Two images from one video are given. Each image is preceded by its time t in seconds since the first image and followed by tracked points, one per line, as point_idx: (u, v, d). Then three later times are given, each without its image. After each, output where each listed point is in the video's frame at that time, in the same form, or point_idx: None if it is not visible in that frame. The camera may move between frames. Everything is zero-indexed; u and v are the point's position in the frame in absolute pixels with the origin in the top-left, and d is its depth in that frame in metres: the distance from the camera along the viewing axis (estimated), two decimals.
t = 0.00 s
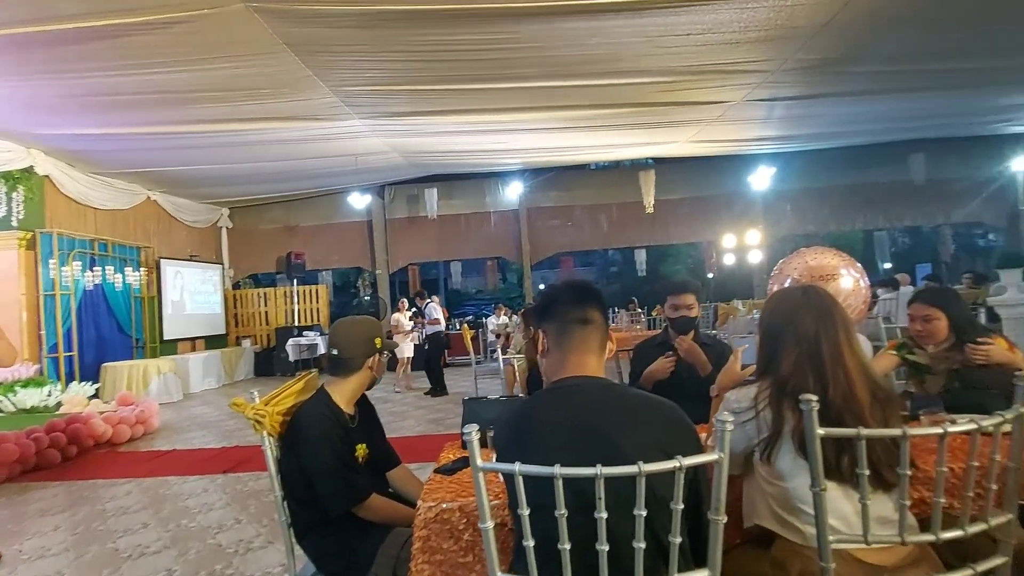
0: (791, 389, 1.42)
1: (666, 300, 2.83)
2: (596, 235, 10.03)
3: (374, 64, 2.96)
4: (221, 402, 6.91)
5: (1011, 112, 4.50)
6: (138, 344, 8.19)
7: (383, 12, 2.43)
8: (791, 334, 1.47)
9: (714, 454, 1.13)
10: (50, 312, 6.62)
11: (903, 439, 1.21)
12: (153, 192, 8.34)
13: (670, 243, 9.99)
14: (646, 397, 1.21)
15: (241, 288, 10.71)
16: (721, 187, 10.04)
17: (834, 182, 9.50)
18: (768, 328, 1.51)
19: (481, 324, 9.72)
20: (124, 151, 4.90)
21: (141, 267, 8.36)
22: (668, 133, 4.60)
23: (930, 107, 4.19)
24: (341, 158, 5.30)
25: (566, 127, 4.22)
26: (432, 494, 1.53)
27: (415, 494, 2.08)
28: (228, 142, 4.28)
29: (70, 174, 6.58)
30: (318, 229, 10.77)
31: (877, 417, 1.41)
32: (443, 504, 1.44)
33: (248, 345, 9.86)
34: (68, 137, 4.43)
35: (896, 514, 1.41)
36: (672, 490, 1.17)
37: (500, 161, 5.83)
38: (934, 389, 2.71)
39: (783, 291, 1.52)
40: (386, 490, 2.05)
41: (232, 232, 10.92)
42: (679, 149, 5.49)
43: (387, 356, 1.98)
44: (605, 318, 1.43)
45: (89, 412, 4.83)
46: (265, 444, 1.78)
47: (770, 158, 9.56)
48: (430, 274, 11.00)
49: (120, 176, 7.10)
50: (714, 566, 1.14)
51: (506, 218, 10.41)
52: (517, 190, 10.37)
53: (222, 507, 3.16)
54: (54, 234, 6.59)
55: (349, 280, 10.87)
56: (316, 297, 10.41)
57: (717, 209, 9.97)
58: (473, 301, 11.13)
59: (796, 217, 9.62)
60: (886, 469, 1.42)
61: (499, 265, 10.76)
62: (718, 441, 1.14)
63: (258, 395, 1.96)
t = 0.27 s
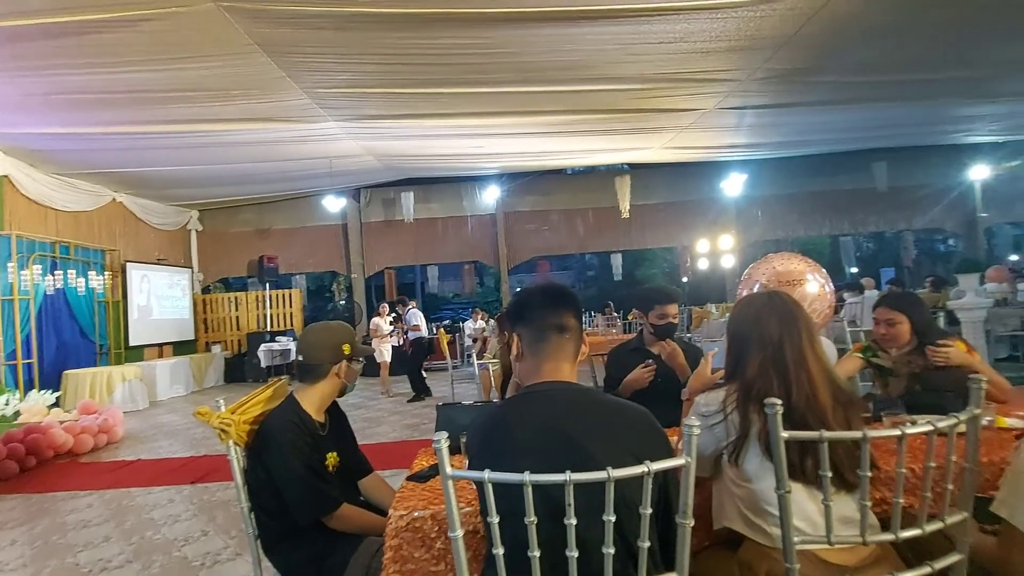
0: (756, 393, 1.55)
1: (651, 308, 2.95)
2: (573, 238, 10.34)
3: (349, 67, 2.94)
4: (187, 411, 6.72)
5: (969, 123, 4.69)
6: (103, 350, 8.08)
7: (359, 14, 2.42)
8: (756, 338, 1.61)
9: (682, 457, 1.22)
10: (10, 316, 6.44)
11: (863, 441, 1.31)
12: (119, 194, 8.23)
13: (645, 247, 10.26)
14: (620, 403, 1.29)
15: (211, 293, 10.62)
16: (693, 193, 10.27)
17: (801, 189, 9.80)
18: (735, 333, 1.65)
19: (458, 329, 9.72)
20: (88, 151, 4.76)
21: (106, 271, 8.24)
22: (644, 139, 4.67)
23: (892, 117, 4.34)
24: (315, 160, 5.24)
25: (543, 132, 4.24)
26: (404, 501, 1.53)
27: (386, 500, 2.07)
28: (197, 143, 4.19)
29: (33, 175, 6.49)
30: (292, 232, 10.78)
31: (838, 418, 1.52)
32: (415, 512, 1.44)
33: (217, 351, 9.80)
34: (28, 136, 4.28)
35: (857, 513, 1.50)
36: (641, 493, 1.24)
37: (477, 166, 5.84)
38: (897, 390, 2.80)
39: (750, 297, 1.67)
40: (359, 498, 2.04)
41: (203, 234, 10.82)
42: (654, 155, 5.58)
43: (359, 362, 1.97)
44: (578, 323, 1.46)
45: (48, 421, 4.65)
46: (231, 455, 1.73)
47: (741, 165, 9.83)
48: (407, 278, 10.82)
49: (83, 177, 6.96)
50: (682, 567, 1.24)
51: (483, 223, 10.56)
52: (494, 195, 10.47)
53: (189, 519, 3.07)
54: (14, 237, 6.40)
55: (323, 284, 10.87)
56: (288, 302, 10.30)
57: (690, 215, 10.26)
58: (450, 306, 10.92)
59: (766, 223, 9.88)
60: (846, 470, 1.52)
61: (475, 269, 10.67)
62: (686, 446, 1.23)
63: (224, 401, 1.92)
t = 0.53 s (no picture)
0: (726, 396, 1.62)
1: (637, 317, 3.09)
2: (551, 243, 10.34)
3: (326, 69, 2.91)
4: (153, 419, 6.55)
5: (933, 134, 4.86)
6: (67, 357, 7.95)
7: (337, 17, 2.40)
8: (727, 342, 1.68)
9: (653, 463, 1.24)
10: None
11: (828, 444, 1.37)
12: (86, 197, 8.07)
13: (622, 252, 10.34)
14: (591, 409, 1.32)
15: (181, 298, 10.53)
16: (670, 198, 10.42)
17: (774, 196, 10.03)
18: (707, 337, 1.72)
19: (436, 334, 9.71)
20: (53, 152, 4.62)
21: (72, 275, 8.14)
22: (622, 145, 4.73)
23: (860, 127, 4.47)
24: (291, 164, 5.17)
25: (521, 137, 4.26)
26: (377, 510, 1.55)
27: (359, 510, 2.06)
28: (167, 144, 4.10)
29: None
30: (267, 236, 10.75)
31: (805, 420, 1.58)
32: (388, 521, 1.46)
33: (189, 357, 9.77)
34: None
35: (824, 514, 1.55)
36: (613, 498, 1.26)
37: (456, 170, 5.83)
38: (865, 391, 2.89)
39: (722, 302, 1.74)
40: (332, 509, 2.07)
41: (174, 237, 10.71)
42: (632, 161, 5.65)
43: (330, 370, 1.97)
44: (550, 328, 1.48)
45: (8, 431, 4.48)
46: (198, 464, 1.70)
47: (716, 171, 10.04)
48: (384, 283, 11.08)
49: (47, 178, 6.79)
50: (652, 570, 1.26)
51: (461, 227, 10.55)
52: (473, 199, 10.50)
53: (157, 531, 2.98)
54: None
55: (298, 290, 11.01)
56: (262, 307, 10.34)
57: (667, 219, 10.37)
58: (429, 310, 11.19)
59: (740, 228, 10.04)
60: (814, 473, 1.57)
61: (454, 273, 10.84)
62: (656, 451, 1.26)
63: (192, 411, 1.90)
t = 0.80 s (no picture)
0: (699, 400, 1.65)
1: (617, 322, 3.21)
2: (533, 248, 10.33)
3: (304, 72, 2.88)
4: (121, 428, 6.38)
5: (902, 142, 5.00)
6: (32, 364, 7.84)
7: (314, 19, 2.37)
8: (700, 346, 1.72)
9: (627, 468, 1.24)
10: None
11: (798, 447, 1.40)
12: (54, 199, 7.90)
13: (603, 258, 10.38)
14: (566, 412, 1.35)
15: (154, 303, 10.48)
16: (650, 204, 10.48)
17: (750, 202, 10.21)
18: (681, 342, 1.76)
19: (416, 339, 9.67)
20: (19, 152, 4.49)
21: (38, 279, 8.06)
22: (603, 151, 4.78)
23: (832, 135, 4.57)
24: (269, 166, 5.10)
25: (502, 142, 4.26)
26: (351, 520, 1.54)
27: (333, 519, 2.13)
28: (139, 146, 4.02)
29: None
30: (244, 239, 10.68)
31: (778, 423, 1.61)
32: (363, 531, 1.45)
33: (161, 364, 9.77)
34: None
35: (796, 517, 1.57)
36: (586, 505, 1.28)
37: (437, 174, 5.81)
38: (837, 395, 2.99)
39: (695, 307, 1.77)
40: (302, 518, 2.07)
41: (147, 241, 10.61)
42: (612, 168, 5.71)
43: (303, 377, 1.96)
44: (527, 333, 1.48)
45: None
46: (167, 474, 1.65)
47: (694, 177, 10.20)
48: (363, 287, 11.26)
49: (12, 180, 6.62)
50: None
51: (441, 232, 10.52)
52: (454, 204, 10.47)
53: (127, 542, 2.89)
54: None
55: (276, 294, 10.95)
56: (237, 312, 10.29)
57: (648, 223, 10.40)
58: (409, 315, 11.33)
59: (719, 234, 10.17)
60: (787, 476, 1.59)
61: (434, 278, 11.05)
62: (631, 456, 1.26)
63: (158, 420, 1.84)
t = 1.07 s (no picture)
0: (680, 404, 1.67)
1: (603, 326, 3.23)
2: (518, 252, 10.40)
3: (288, 74, 2.85)
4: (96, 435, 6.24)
5: (879, 150, 5.11)
6: (6, 369, 7.68)
7: (299, 21, 2.35)
8: (681, 350, 1.73)
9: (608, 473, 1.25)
10: None
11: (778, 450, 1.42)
12: (30, 200, 7.74)
13: (589, 262, 10.43)
14: (548, 415, 1.36)
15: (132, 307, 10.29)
16: (635, 209, 10.57)
17: (733, 208, 10.34)
18: (663, 345, 1.77)
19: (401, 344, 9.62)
20: None
21: (13, 283, 7.89)
22: (589, 156, 4.80)
23: (812, 143, 4.65)
24: (251, 169, 5.04)
25: (488, 147, 4.26)
26: (332, 527, 1.52)
27: (313, 526, 2.11)
28: (118, 147, 3.94)
29: None
30: (225, 242, 10.54)
31: (757, 426, 1.64)
32: (343, 538, 1.44)
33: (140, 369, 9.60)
34: None
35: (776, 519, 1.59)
36: (567, 509, 1.28)
37: (422, 178, 5.79)
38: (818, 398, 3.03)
39: (677, 311, 1.79)
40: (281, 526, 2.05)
41: (125, 243, 10.43)
42: (597, 173, 5.74)
43: (284, 384, 1.93)
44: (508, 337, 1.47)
45: None
46: (142, 482, 1.63)
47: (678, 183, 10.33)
48: (348, 291, 10.94)
49: None
50: None
51: (427, 236, 10.52)
52: (440, 208, 10.46)
53: (102, 553, 2.82)
54: None
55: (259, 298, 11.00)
56: (219, 316, 10.10)
57: (633, 228, 10.50)
58: (394, 319, 11.20)
59: (702, 239, 10.31)
60: (766, 478, 1.61)
61: (421, 282, 10.98)
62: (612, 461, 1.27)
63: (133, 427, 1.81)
